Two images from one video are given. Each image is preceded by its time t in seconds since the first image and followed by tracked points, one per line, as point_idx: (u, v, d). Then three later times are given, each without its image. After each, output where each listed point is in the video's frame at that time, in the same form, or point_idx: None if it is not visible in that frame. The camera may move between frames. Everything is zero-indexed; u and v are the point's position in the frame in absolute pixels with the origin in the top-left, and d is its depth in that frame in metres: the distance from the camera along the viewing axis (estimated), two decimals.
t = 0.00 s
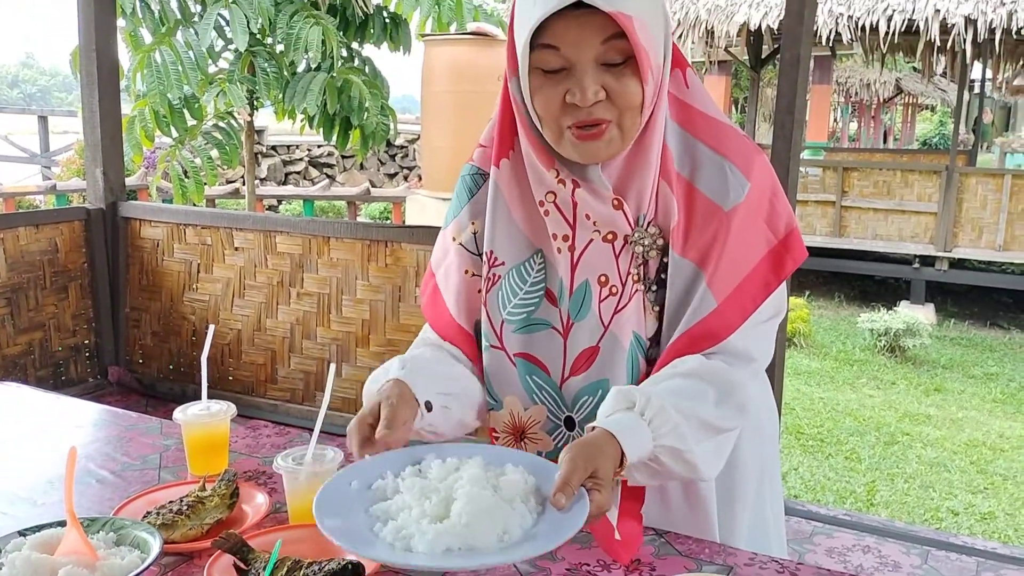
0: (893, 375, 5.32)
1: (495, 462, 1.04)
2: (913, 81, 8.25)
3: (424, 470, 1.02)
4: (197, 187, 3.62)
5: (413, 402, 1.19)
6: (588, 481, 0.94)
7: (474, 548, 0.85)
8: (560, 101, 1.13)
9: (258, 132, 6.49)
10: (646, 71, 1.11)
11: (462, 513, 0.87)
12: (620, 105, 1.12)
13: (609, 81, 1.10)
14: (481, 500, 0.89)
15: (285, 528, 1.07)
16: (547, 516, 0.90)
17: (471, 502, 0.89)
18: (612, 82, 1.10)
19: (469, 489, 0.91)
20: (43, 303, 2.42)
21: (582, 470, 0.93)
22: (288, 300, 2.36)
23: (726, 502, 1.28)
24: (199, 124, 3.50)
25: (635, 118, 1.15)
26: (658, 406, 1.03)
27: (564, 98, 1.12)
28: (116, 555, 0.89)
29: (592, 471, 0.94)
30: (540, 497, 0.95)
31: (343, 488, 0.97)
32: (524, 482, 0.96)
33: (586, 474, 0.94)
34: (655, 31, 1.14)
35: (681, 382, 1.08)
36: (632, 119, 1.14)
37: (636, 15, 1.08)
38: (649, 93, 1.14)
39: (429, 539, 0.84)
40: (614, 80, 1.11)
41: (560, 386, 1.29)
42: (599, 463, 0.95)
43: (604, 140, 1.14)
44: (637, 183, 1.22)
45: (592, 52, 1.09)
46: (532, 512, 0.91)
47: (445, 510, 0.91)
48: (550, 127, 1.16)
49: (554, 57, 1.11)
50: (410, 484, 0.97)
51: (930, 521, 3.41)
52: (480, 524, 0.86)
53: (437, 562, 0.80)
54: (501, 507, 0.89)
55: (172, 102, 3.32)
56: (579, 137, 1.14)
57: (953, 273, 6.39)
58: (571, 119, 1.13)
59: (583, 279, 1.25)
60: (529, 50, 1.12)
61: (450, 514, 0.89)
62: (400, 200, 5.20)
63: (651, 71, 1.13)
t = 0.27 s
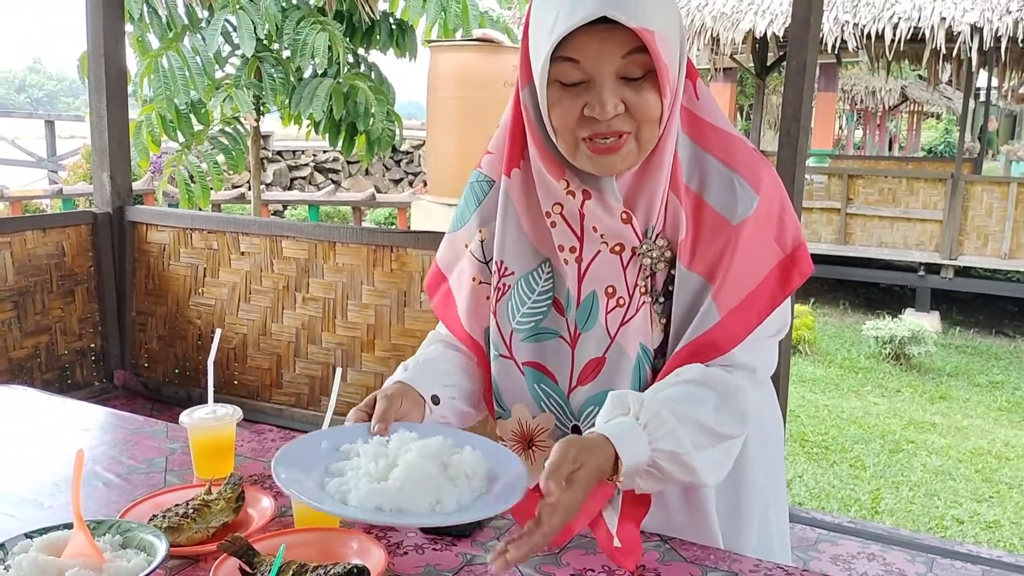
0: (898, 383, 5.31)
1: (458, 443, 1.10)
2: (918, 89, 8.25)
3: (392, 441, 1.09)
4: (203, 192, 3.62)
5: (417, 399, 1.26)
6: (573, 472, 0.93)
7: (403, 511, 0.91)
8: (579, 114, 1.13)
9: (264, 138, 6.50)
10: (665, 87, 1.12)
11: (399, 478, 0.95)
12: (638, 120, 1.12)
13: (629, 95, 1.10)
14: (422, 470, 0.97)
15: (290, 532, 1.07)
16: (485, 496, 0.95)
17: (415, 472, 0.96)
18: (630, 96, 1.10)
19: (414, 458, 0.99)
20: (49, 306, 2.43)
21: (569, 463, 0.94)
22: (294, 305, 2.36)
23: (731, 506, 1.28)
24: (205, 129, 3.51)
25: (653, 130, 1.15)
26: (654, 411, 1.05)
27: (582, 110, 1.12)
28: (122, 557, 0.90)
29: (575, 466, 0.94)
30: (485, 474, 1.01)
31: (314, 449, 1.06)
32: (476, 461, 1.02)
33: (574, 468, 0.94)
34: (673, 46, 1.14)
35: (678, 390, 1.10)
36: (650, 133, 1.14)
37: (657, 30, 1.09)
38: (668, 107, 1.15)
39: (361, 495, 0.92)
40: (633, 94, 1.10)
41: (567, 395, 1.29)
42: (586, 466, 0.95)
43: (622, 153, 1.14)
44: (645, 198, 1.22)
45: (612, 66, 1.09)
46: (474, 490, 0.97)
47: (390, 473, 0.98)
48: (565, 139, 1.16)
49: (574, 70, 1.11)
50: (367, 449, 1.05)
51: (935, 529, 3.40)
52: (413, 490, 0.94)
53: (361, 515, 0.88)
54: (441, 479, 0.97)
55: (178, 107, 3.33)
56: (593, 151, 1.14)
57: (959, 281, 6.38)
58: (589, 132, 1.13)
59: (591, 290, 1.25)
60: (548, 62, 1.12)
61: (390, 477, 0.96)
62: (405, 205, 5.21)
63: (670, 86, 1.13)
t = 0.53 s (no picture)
0: (896, 384, 5.31)
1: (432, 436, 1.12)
2: (917, 91, 8.26)
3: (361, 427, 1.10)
4: (201, 192, 3.61)
5: (408, 386, 1.29)
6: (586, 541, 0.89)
7: (354, 495, 0.93)
8: (578, 123, 1.13)
9: (263, 138, 6.50)
10: (666, 97, 1.13)
11: (354, 460, 0.97)
12: (639, 128, 1.12)
13: (629, 105, 1.11)
14: (382, 456, 0.98)
15: (286, 531, 1.07)
16: (436, 492, 0.96)
17: (373, 459, 0.97)
18: (631, 107, 1.11)
19: (376, 444, 1.00)
20: (47, 306, 2.43)
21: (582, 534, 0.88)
22: (291, 305, 2.36)
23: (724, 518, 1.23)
24: (204, 129, 3.51)
25: (654, 141, 1.15)
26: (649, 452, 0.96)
27: (583, 120, 1.12)
28: (118, 556, 0.90)
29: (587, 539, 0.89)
30: (445, 473, 1.02)
31: (291, 425, 1.10)
32: (440, 457, 1.03)
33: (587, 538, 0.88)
34: (673, 54, 1.14)
35: (663, 422, 1.02)
36: (649, 142, 1.14)
37: (659, 42, 1.10)
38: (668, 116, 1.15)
39: (315, 474, 0.94)
40: (634, 105, 1.11)
41: (557, 399, 1.28)
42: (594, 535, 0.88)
43: (620, 163, 1.14)
44: (637, 200, 1.23)
45: (615, 77, 1.09)
46: (427, 484, 0.98)
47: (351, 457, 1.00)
48: (563, 146, 1.17)
49: (575, 81, 1.11)
50: (336, 429, 1.07)
51: (933, 530, 3.40)
52: (365, 472, 0.95)
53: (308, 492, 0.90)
54: (397, 468, 0.98)
55: (177, 108, 3.34)
56: (593, 160, 1.14)
57: (957, 283, 6.39)
58: (589, 142, 1.13)
59: (578, 295, 1.25)
60: (551, 73, 1.12)
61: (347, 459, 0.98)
62: (404, 206, 5.21)
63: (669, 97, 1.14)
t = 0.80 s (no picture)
0: (893, 382, 5.32)
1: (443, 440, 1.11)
2: (915, 89, 8.27)
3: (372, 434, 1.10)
4: (199, 189, 3.60)
5: (410, 390, 1.28)
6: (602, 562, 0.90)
7: (377, 507, 0.93)
8: (571, 117, 1.12)
9: (261, 136, 6.50)
10: (660, 91, 1.12)
11: (373, 473, 0.96)
12: (634, 121, 1.12)
13: (624, 99, 1.10)
14: (399, 466, 0.97)
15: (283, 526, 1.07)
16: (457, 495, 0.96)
17: (390, 467, 0.97)
18: (625, 100, 1.10)
19: (391, 454, 0.99)
20: (44, 302, 2.43)
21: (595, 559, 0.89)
22: (289, 302, 2.36)
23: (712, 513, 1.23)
24: (202, 126, 3.51)
25: (649, 134, 1.15)
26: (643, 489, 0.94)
27: (577, 115, 1.11)
28: (114, 551, 0.89)
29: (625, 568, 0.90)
30: (460, 477, 1.02)
31: (300, 435, 1.09)
32: (454, 462, 1.02)
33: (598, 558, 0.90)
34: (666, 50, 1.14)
35: (646, 445, 1.00)
36: (644, 136, 1.14)
37: (654, 36, 1.10)
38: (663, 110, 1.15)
39: (336, 488, 0.94)
40: (629, 99, 1.10)
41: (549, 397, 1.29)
42: None
43: (615, 156, 1.14)
44: (628, 193, 1.22)
45: (609, 72, 1.09)
46: (448, 488, 0.98)
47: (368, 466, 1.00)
48: (559, 142, 1.16)
49: (570, 76, 1.11)
50: (349, 440, 1.06)
51: (930, 527, 3.40)
52: (386, 484, 0.95)
53: (333, 507, 0.89)
54: (415, 476, 0.97)
55: (175, 105, 3.34)
56: (586, 155, 1.14)
57: (955, 280, 6.39)
58: (583, 135, 1.13)
59: (568, 292, 1.25)
60: (545, 68, 1.11)
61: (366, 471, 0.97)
62: (402, 204, 5.21)
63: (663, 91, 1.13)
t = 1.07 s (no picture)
0: (895, 376, 5.32)
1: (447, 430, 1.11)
2: (917, 83, 8.25)
3: (379, 425, 1.10)
4: (200, 182, 3.60)
5: (413, 384, 1.28)
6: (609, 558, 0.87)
7: (387, 496, 0.92)
8: (565, 91, 1.13)
9: (262, 130, 6.49)
10: (658, 65, 1.13)
11: (384, 462, 0.95)
12: (632, 94, 1.12)
13: (620, 72, 1.11)
14: (408, 455, 0.97)
15: (287, 518, 1.07)
16: (467, 486, 0.96)
17: (400, 457, 0.96)
18: (623, 73, 1.11)
19: (400, 443, 0.99)
20: (46, 295, 2.43)
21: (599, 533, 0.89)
22: (290, 295, 2.36)
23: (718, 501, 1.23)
24: (203, 120, 3.51)
25: (645, 110, 1.15)
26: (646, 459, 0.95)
27: (573, 87, 1.12)
28: (116, 542, 0.89)
29: None
30: (467, 465, 1.02)
31: (305, 428, 1.08)
32: (461, 451, 1.03)
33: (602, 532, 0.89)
34: (666, 27, 1.14)
35: (653, 424, 1.00)
36: (641, 111, 1.15)
37: (652, 8, 1.10)
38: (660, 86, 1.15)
39: (345, 477, 0.93)
40: (624, 71, 1.11)
41: (549, 386, 1.28)
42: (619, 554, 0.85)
43: (610, 131, 1.15)
44: (629, 175, 1.22)
45: (604, 42, 1.10)
46: (457, 479, 0.97)
47: (377, 455, 0.99)
48: (551, 116, 1.17)
49: (564, 46, 1.11)
50: (356, 431, 1.06)
51: (931, 520, 3.41)
52: (396, 475, 0.94)
53: (345, 496, 0.88)
54: (425, 466, 0.97)
55: (177, 98, 3.33)
56: (582, 129, 1.15)
57: (956, 274, 6.39)
58: (578, 109, 1.14)
59: (569, 279, 1.24)
60: (538, 39, 1.12)
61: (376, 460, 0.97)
62: (403, 198, 5.20)
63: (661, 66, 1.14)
